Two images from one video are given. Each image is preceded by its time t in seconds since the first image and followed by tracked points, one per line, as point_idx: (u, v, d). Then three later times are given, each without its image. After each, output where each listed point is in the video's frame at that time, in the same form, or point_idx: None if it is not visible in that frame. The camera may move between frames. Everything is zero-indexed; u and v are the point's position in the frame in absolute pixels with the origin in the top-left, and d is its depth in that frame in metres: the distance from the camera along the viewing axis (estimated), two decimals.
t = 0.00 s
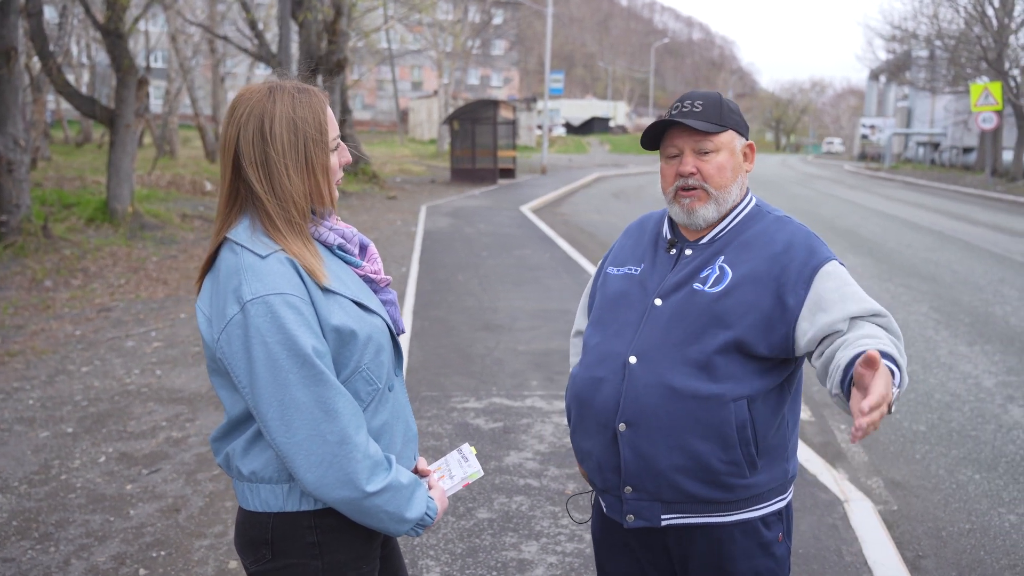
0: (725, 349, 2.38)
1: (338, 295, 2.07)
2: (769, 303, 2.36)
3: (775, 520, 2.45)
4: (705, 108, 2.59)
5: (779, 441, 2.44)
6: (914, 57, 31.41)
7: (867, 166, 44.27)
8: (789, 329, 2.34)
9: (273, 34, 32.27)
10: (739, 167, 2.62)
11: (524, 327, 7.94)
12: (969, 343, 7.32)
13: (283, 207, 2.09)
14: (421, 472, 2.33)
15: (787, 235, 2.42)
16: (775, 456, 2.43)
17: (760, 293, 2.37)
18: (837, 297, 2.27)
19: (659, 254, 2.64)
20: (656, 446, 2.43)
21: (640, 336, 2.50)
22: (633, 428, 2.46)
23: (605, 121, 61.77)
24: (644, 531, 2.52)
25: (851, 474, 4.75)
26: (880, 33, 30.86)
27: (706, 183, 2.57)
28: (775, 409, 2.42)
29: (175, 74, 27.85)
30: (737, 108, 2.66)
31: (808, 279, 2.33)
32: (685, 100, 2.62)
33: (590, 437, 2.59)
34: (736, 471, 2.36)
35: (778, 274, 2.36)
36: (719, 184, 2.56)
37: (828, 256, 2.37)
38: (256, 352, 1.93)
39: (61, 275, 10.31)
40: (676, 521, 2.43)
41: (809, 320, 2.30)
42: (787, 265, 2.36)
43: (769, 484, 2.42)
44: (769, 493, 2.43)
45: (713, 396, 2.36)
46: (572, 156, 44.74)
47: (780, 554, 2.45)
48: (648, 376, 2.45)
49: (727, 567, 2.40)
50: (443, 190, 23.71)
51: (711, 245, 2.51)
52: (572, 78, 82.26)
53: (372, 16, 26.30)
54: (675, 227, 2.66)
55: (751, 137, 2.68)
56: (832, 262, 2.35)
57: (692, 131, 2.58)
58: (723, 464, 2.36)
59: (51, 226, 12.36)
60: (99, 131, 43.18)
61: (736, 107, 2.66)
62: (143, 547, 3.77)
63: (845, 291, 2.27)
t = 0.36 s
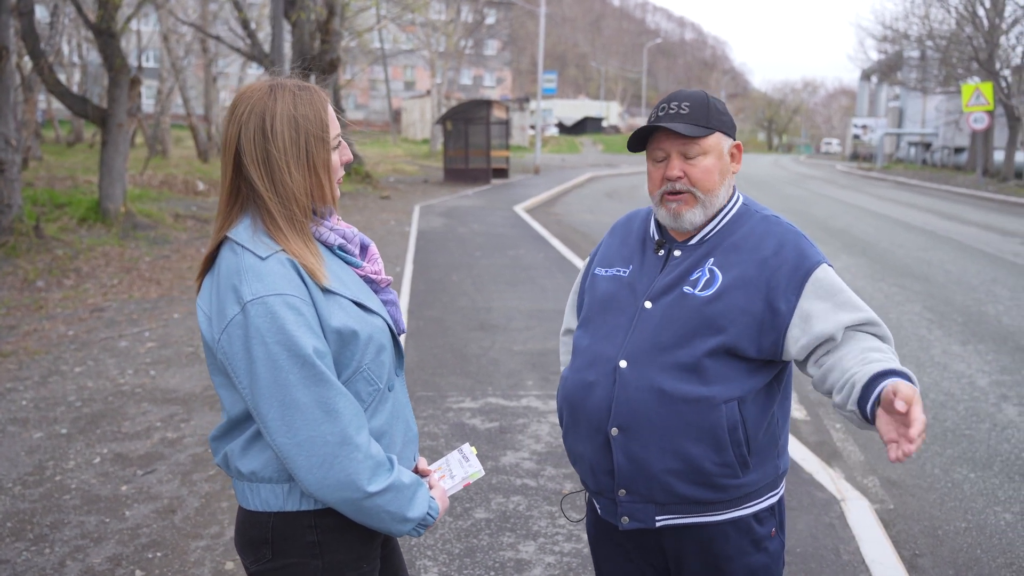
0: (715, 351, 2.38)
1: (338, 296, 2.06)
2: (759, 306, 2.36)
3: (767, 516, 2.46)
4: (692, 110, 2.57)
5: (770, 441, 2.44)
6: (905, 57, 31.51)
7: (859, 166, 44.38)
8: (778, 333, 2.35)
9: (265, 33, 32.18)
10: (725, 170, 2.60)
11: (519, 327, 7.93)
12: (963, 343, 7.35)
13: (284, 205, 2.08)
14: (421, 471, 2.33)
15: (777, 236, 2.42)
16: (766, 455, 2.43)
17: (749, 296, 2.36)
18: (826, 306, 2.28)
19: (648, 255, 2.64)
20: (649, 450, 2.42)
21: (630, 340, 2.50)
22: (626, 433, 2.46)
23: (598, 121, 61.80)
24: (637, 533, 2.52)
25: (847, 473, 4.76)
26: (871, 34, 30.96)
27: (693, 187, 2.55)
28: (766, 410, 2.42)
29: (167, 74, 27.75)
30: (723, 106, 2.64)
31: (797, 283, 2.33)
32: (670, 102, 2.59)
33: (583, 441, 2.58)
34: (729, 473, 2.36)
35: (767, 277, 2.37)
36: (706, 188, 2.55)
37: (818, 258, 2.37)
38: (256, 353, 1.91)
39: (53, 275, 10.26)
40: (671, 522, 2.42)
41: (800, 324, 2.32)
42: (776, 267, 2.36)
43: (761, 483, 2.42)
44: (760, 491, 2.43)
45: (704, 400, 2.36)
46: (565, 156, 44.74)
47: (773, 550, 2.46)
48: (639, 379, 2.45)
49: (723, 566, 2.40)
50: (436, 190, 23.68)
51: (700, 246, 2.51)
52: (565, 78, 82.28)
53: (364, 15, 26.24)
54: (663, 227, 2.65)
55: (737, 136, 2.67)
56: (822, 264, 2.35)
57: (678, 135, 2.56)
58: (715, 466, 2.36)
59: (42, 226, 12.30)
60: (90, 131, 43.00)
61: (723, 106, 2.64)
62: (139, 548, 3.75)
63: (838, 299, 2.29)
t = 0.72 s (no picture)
0: (705, 356, 2.36)
1: (336, 291, 2.04)
2: (750, 309, 2.35)
3: (767, 515, 2.45)
4: (659, 107, 2.54)
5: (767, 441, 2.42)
6: (902, 58, 31.51)
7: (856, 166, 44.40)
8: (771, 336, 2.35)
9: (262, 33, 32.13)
10: (692, 167, 2.53)
11: (517, 327, 7.91)
12: (963, 342, 7.35)
13: (288, 198, 2.07)
14: (423, 470, 2.31)
15: (770, 234, 2.40)
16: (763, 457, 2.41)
17: (741, 299, 2.35)
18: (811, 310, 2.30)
19: (639, 257, 2.61)
20: (645, 456, 2.40)
21: (621, 346, 2.46)
22: (620, 440, 2.43)
23: (595, 121, 61.80)
24: (637, 537, 2.50)
25: (847, 472, 4.75)
26: (868, 34, 30.94)
27: (651, 184, 2.54)
28: (761, 412, 2.40)
29: (164, 74, 27.69)
30: (701, 101, 2.54)
31: (784, 289, 2.34)
32: (647, 98, 2.59)
33: (579, 449, 2.56)
34: (725, 476, 2.34)
35: (760, 278, 2.35)
36: (666, 186, 2.52)
37: (808, 259, 2.36)
38: (252, 348, 1.89)
39: (51, 275, 10.22)
40: (669, 526, 2.41)
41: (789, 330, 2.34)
42: (767, 270, 2.35)
43: (760, 483, 2.40)
44: (760, 491, 2.41)
45: (697, 404, 2.34)
46: (562, 156, 44.67)
47: (774, 548, 2.45)
48: (630, 386, 2.42)
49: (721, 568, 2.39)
50: (434, 190, 23.64)
51: (691, 247, 2.48)
52: (562, 78, 82.21)
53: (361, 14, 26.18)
54: (654, 228, 2.63)
55: (714, 133, 2.55)
56: (812, 266, 2.34)
57: (636, 133, 2.54)
58: (710, 470, 2.34)
59: (39, 225, 12.25)
60: (87, 130, 42.88)
61: (701, 100, 2.54)
62: (137, 549, 3.73)
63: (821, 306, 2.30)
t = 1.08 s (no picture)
0: (709, 357, 2.34)
1: (334, 289, 2.03)
2: (752, 309, 2.34)
3: (767, 511, 2.45)
4: (683, 120, 2.43)
5: (767, 441, 2.42)
6: (901, 58, 31.52)
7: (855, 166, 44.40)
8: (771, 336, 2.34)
9: (260, 32, 32.11)
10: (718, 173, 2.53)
11: (516, 327, 7.89)
12: (962, 341, 7.35)
13: (286, 196, 2.07)
14: (419, 470, 2.30)
15: (766, 234, 2.40)
16: (764, 457, 2.42)
17: (743, 298, 2.34)
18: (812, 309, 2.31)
19: (635, 257, 2.59)
20: (652, 461, 2.38)
21: (624, 349, 2.44)
22: (627, 446, 2.41)
23: (594, 121, 61.79)
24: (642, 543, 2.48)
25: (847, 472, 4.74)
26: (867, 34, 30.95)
27: (694, 199, 2.45)
28: (761, 412, 2.40)
29: (162, 74, 27.65)
30: (705, 103, 2.51)
31: (786, 286, 2.33)
32: (660, 109, 2.45)
33: (582, 455, 2.53)
34: (733, 477, 2.34)
35: (759, 277, 2.34)
36: (706, 198, 2.46)
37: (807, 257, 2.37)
38: (250, 346, 1.88)
39: (48, 275, 10.19)
40: (678, 530, 2.39)
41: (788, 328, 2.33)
42: (768, 269, 2.35)
43: (761, 483, 2.41)
44: (761, 489, 2.42)
45: (704, 406, 2.32)
46: (561, 156, 44.62)
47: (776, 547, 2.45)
48: (635, 391, 2.40)
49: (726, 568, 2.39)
50: (432, 190, 23.63)
51: (691, 247, 2.47)
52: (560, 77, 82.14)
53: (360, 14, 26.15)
54: (648, 229, 2.60)
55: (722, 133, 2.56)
56: (813, 264, 2.36)
57: (674, 150, 2.42)
58: (719, 471, 2.33)
59: (37, 225, 12.22)
60: (86, 129, 42.82)
61: (705, 102, 2.51)
62: (135, 549, 3.71)
63: (822, 303, 2.31)
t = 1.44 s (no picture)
0: (709, 353, 2.34)
1: (331, 286, 2.03)
2: (748, 304, 2.34)
3: (764, 509, 2.46)
4: (672, 115, 2.42)
5: (762, 438, 2.43)
6: (899, 58, 31.53)
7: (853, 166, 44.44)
8: (766, 332, 2.34)
9: (258, 32, 32.07)
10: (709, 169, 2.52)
11: (514, 326, 7.88)
12: (959, 340, 7.35)
13: (278, 193, 2.06)
14: (411, 467, 2.30)
15: (760, 231, 2.41)
16: (760, 454, 2.42)
17: (739, 295, 2.34)
18: (810, 304, 2.30)
19: (629, 255, 2.58)
20: (651, 459, 2.37)
21: (622, 347, 2.44)
22: (625, 444, 2.40)
23: (592, 121, 61.73)
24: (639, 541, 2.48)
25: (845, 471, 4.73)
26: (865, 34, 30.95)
27: (684, 194, 2.45)
28: (757, 408, 2.40)
29: (160, 74, 27.61)
30: (696, 99, 2.50)
31: (782, 280, 2.33)
32: (650, 106, 2.44)
33: (579, 454, 2.52)
34: (731, 474, 2.34)
35: (755, 272, 2.35)
36: (696, 192, 2.46)
37: (803, 252, 2.37)
38: (247, 343, 1.88)
39: (46, 275, 10.17)
40: (676, 529, 2.39)
41: (782, 324, 2.33)
42: (763, 264, 2.35)
43: (758, 482, 2.41)
44: (758, 487, 2.42)
45: (703, 403, 2.32)
46: (560, 156, 44.58)
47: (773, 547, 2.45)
48: (633, 388, 2.40)
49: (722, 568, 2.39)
50: (430, 189, 23.62)
51: (686, 244, 2.46)
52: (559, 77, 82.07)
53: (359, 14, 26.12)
54: (641, 226, 2.59)
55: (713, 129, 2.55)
56: (808, 258, 2.36)
57: (662, 142, 2.42)
58: (718, 469, 2.33)
59: (35, 224, 12.19)
60: (84, 129, 42.71)
61: (696, 98, 2.50)
62: (132, 548, 3.71)
63: (818, 296, 2.30)
